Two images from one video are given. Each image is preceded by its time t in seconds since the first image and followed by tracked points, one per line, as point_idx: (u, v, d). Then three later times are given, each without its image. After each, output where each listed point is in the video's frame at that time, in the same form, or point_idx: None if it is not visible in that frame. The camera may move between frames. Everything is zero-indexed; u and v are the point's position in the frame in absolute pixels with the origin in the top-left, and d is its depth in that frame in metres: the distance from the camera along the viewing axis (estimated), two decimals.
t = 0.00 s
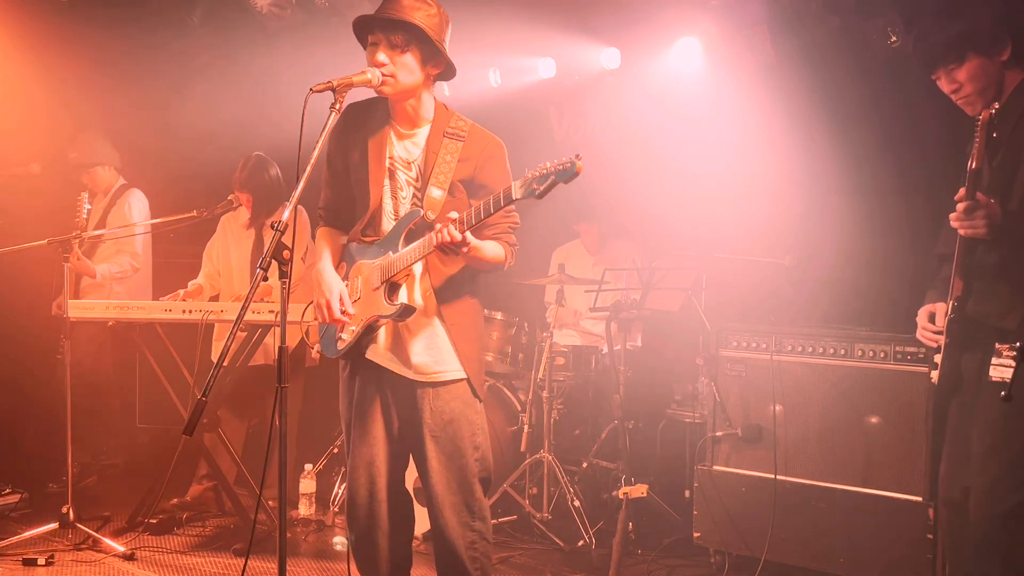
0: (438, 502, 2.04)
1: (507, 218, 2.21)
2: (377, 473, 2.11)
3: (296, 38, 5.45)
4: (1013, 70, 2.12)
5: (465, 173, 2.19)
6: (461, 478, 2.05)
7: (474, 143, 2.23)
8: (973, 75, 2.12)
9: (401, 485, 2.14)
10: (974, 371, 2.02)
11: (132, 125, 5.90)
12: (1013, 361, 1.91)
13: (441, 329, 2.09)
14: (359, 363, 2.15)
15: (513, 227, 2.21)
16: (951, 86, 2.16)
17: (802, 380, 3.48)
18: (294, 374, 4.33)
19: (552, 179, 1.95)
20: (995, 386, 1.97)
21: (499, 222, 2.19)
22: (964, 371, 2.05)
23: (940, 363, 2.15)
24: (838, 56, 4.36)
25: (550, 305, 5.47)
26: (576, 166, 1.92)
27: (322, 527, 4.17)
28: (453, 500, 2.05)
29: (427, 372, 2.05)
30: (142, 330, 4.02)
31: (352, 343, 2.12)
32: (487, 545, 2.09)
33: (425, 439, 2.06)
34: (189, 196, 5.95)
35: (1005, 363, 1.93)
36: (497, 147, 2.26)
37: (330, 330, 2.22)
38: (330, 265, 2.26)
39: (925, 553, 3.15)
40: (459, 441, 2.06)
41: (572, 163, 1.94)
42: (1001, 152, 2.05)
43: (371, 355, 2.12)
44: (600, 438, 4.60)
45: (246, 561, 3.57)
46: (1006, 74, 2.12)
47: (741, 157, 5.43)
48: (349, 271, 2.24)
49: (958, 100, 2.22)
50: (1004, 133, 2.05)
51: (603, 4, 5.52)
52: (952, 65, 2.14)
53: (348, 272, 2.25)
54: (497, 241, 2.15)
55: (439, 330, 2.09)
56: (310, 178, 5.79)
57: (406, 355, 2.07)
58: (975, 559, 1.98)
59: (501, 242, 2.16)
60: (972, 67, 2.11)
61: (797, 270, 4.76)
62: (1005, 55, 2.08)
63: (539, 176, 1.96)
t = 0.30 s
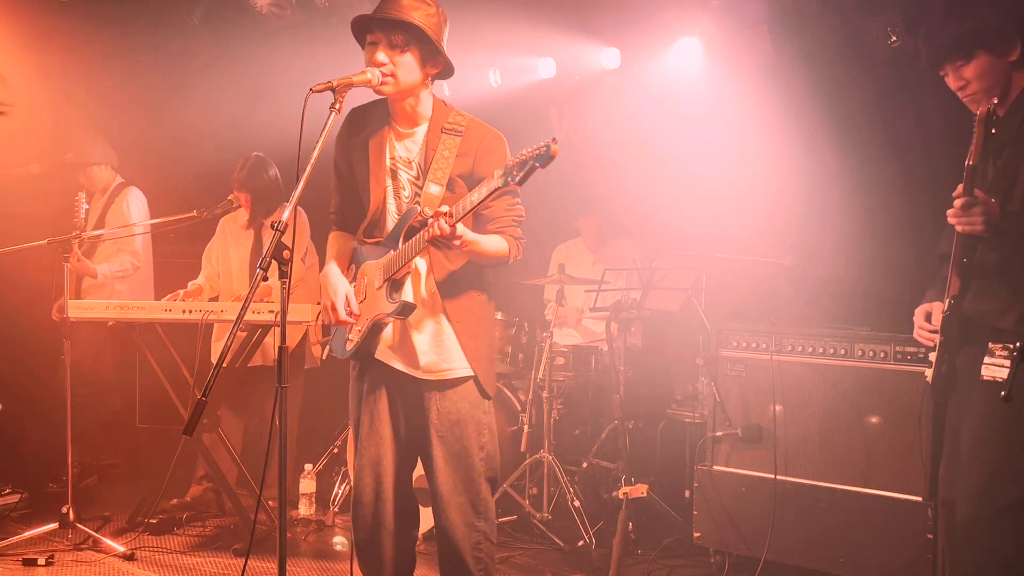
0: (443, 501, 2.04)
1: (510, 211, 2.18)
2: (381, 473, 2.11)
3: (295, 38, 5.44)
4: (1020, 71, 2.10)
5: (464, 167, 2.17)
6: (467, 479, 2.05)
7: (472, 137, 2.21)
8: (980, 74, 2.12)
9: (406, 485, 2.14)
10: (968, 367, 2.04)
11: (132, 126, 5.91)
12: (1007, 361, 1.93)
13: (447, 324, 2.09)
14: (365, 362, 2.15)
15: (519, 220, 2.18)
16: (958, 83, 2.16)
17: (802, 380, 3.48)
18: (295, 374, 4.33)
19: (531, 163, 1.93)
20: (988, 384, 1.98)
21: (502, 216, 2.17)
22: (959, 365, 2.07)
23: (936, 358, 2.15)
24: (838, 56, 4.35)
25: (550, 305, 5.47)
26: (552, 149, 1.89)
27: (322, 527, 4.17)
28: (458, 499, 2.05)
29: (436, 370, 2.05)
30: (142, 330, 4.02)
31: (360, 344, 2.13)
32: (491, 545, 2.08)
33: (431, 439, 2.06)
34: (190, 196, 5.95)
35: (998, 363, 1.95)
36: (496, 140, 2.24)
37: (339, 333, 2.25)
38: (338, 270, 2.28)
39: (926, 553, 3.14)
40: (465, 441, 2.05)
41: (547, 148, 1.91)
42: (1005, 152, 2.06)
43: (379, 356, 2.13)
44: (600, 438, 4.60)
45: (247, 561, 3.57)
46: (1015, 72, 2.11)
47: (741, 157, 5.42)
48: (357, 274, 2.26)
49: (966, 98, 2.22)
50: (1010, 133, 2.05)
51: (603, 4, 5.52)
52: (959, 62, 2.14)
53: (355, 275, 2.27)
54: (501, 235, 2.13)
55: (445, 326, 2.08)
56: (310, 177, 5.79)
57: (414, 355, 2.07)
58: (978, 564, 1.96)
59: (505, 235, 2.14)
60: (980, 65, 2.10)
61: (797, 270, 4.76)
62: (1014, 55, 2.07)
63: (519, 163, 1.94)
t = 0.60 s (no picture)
0: (445, 502, 2.03)
1: (511, 207, 2.17)
2: (385, 473, 2.11)
3: (295, 38, 5.44)
4: None
5: (461, 163, 2.14)
6: (470, 480, 2.05)
7: (469, 133, 2.18)
8: (986, 67, 2.13)
9: (409, 485, 2.14)
10: (970, 365, 2.03)
11: (132, 126, 5.91)
12: (1011, 358, 1.93)
13: (449, 325, 2.08)
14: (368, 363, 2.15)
15: (522, 216, 2.17)
16: (963, 75, 2.17)
17: (802, 380, 3.48)
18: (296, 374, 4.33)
19: (488, 159, 1.86)
20: (992, 383, 1.98)
21: (504, 212, 2.16)
22: (961, 364, 2.06)
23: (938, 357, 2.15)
24: (838, 56, 4.35)
25: (550, 305, 5.47)
26: (508, 141, 1.82)
27: (322, 527, 4.17)
28: (461, 501, 2.04)
29: (441, 371, 2.04)
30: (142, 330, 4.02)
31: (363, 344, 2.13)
32: (494, 547, 2.07)
33: (433, 440, 2.06)
34: (190, 196, 5.95)
35: (1001, 360, 1.95)
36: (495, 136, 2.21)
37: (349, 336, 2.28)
38: (348, 274, 2.32)
39: (926, 553, 3.15)
40: (468, 442, 2.05)
41: (503, 143, 1.83)
42: (1006, 150, 2.06)
43: (383, 358, 2.14)
44: (600, 438, 4.60)
45: (247, 561, 3.57)
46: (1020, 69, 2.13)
47: (742, 156, 5.41)
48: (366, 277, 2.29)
49: (966, 92, 2.22)
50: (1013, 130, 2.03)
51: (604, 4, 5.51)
52: (966, 53, 2.15)
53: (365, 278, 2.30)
54: (503, 232, 2.12)
55: (449, 326, 2.08)
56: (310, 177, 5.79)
57: (418, 357, 2.07)
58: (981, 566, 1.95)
59: (507, 232, 2.13)
60: (987, 57, 2.11)
61: (797, 270, 4.76)
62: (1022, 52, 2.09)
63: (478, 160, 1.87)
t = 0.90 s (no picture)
0: (445, 504, 2.03)
1: (508, 206, 2.16)
2: (386, 473, 2.12)
3: (295, 39, 5.44)
4: (1019, 70, 2.15)
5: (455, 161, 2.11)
6: (469, 482, 2.04)
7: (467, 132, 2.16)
8: (983, 68, 2.15)
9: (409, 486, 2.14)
10: (980, 369, 2.08)
11: (132, 126, 5.90)
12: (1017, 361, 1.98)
13: (447, 326, 2.08)
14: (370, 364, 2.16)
15: (519, 214, 2.17)
16: (960, 76, 2.18)
17: (802, 380, 3.48)
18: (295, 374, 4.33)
19: (445, 157, 1.97)
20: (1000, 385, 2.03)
21: (499, 210, 2.16)
22: (972, 368, 2.10)
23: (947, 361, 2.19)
24: (838, 56, 4.36)
25: (550, 305, 5.47)
26: (458, 138, 1.94)
27: (323, 527, 4.17)
28: (460, 502, 2.04)
29: (438, 371, 2.03)
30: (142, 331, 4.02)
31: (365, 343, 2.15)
32: (495, 548, 2.07)
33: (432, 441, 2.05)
34: (189, 196, 5.95)
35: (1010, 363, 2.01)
36: (495, 138, 2.18)
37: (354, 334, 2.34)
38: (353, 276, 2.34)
39: (926, 553, 3.15)
40: (467, 444, 2.04)
41: (455, 142, 1.95)
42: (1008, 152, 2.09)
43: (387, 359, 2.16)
44: (600, 438, 4.60)
45: (247, 562, 3.57)
46: (1015, 70, 2.16)
47: (742, 156, 5.41)
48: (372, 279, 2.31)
49: (961, 92, 2.24)
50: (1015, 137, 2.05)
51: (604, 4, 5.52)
52: (963, 54, 2.17)
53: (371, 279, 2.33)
54: (498, 230, 2.12)
55: (446, 328, 2.08)
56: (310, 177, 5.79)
57: (416, 355, 2.08)
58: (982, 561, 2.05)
59: (504, 231, 2.13)
60: (984, 58, 2.13)
61: (797, 270, 4.76)
62: (1017, 53, 2.12)
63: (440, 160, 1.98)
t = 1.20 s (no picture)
0: (441, 505, 2.03)
1: (505, 207, 2.16)
2: (382, 473, 2.13)
3: (296, 39, 5.43)
4: None
5: (451, 161, 2.13)
6: (464, 482, 2.04)
7: (466, 131, 2.16)
8: (991, 65, 2.15)
9: (406, 485, 2.15)
10: (978, 367, 2.08)
11: (132, 125, 5.90)
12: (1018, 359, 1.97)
13: (438, 329, 2.08)
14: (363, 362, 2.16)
15: (516, 216, 2.16)
16: (967, 73, 2.19)
17: (802, 379, 3.48)
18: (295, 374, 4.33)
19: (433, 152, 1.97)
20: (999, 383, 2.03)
21: (496, 211, 2.15)
22: (969, 366, 2.10)
23: (945, 360, 2.19)
24: (838, 56, 4.36)
25: (550, 305, 5.47)
26: (445, 134, 1.96)
27: (322, 527, 4.17)
28: (456, 503, 2.04)
29: (428, 371, 2.03)
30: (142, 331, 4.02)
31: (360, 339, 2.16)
32: (493, 549, 2.08)
33: (427, 442, 2.05)
34: (189, 196, 5.95)
35: (1009, 359, 2.00)
36: (495, 137, 2.19)
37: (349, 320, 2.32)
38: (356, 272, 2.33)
39: (926, 553, 3.15)
40: (463, 444, 2.04)
41: (442, 138, 1.96)
42: (1010, 150, 2.09)
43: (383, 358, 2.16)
44: (600, 438, 4.60)
45: (246, 562, 3.57)
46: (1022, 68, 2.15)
47: (742, 156, 5.40)
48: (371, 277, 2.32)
49: (969, 91, 2.24)
50: (1016, 132, 2.07)
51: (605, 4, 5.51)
52: (971, 51, 2.17)
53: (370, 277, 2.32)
54: (495, 233, 2.12)
55: (437, 330, 2.07)
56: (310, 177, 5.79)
57: (407, 355, 2.08)
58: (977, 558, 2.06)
59: (500, 232, 2.13)
60: (992, 56, 2.13)
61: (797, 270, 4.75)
62: None
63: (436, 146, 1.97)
